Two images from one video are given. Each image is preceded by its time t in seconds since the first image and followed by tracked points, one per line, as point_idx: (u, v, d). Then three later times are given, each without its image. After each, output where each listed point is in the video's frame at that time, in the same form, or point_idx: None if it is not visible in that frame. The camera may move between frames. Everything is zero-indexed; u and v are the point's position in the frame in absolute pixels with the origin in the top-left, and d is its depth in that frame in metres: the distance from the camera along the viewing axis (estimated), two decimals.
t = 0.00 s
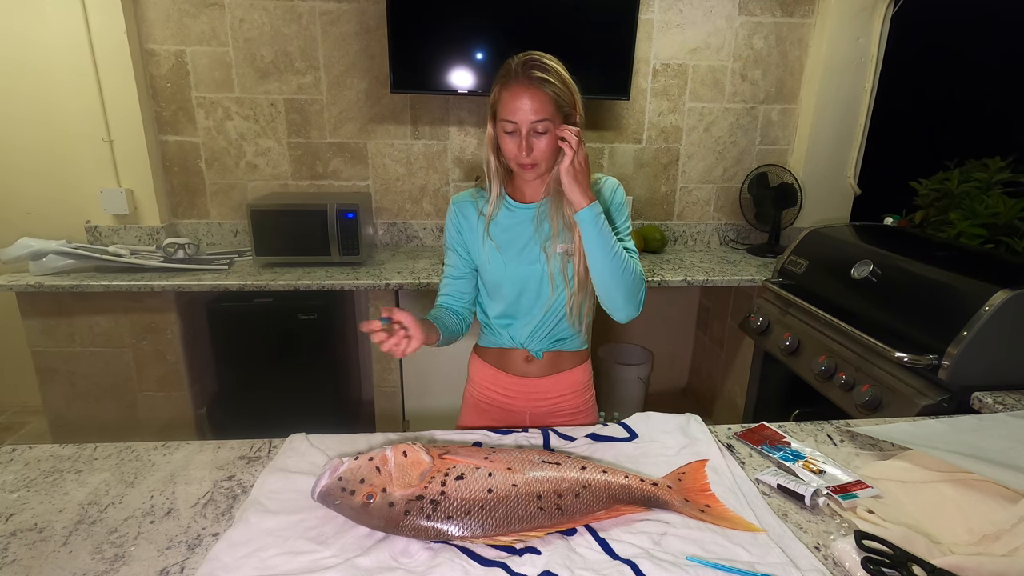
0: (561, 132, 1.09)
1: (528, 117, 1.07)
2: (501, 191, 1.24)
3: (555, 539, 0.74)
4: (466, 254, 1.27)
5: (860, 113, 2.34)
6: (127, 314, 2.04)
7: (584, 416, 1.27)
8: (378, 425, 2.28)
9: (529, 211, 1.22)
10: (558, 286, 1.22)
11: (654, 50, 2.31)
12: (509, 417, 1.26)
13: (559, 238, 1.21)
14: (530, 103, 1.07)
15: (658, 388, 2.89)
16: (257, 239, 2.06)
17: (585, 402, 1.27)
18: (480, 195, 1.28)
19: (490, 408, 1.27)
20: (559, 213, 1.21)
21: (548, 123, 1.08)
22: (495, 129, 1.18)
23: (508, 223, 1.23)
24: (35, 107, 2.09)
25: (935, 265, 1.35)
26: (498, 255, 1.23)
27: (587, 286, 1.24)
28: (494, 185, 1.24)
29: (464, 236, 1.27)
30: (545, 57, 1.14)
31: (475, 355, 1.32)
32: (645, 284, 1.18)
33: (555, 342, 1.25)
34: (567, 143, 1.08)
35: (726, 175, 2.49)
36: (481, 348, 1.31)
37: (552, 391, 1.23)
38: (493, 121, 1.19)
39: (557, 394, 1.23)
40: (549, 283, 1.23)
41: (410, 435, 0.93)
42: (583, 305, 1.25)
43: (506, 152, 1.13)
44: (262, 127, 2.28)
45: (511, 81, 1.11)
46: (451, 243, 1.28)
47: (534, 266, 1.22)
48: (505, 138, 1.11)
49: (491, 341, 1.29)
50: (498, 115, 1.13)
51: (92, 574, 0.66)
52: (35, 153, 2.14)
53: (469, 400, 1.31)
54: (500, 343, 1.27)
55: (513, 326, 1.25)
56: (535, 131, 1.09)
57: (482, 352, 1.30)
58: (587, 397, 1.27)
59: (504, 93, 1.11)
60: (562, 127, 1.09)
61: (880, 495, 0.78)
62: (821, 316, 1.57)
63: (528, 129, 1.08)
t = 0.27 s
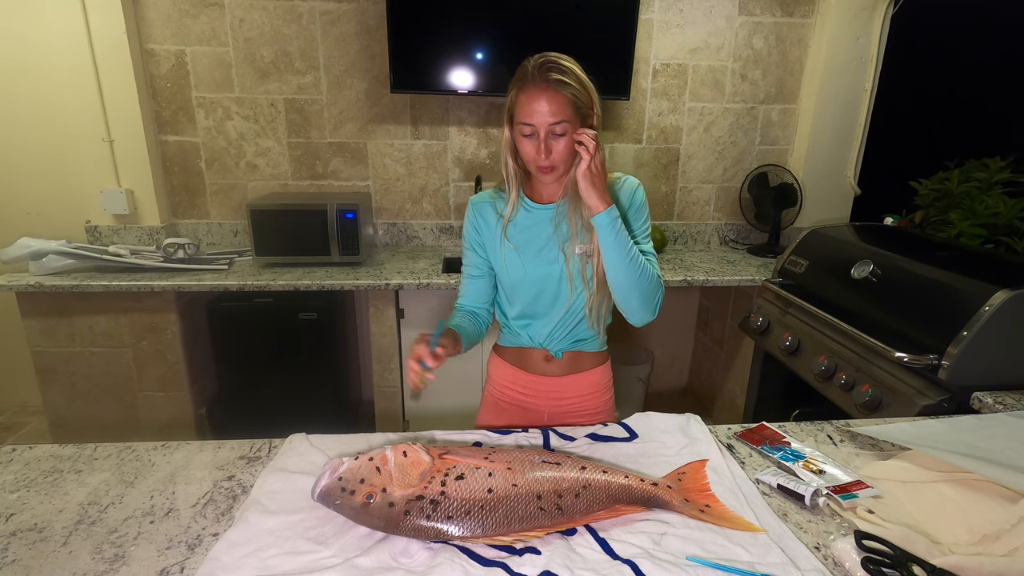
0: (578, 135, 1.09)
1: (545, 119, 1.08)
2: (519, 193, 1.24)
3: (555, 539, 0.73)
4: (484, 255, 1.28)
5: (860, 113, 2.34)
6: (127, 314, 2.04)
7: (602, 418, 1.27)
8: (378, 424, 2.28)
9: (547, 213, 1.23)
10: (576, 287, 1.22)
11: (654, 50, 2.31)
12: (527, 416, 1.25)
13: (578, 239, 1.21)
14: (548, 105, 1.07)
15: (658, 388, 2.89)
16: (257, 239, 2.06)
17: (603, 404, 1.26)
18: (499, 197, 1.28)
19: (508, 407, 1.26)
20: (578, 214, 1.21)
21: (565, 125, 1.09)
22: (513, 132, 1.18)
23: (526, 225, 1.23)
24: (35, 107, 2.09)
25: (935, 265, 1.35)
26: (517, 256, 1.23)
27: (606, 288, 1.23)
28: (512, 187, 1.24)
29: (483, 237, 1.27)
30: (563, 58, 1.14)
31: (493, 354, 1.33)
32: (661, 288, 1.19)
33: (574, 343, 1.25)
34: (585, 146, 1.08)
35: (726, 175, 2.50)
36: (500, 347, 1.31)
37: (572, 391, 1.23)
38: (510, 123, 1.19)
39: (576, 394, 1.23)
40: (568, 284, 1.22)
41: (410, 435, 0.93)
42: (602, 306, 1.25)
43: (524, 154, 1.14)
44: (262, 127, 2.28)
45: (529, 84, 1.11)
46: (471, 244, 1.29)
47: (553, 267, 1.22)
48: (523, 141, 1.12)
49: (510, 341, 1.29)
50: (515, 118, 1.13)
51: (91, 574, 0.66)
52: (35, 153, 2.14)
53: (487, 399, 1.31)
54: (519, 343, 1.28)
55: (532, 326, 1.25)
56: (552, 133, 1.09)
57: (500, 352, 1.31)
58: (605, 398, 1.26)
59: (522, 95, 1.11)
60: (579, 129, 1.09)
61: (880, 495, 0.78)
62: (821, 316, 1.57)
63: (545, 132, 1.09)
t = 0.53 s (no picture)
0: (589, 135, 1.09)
1: (556, 121, 1.07)
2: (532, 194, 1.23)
3: (555, 539, 0.73)
4: (496, 255, 1.24)
5: (860, 113, 2.34)
6: (127, 314, 2.04)
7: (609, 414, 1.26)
8: (378, 424, 2.28)
9: (560, 213, 1.21)
10: (588, 288, 1.24)
11: (654, 50, 2.31)
12: (536, 413, 1.25)
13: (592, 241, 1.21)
14: (558, 107, 1.07)
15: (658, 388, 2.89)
16: (257, 239, 2.06)
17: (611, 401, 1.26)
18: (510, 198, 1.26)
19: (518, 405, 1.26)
20: (591, 215, 1.20)
21: (575, 126, 1.08)
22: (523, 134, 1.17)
23: (540, 226, 1.21)
24: (35, 107, 2.09)
25: (934, 265, 1.35)
26: (530, 258, 1.22)
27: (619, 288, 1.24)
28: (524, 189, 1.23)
29: (495, 238, 1.24)
30: (572, 58, 1.13)
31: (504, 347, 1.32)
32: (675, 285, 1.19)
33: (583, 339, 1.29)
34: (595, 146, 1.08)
35: (726, 175, 2.50)
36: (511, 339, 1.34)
37: (581, 389, 1.21)
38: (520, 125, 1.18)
39: (585, 392, 1.22)
40: (581, 285, 1.23)
41: (410, 435, 0.93)
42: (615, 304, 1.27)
43: (535, 156, 1.13)
44: (262, 127, 2.28)
45: (539, 85, 1.10)
46: (482, 244, 1.23)
47: (566, 269, 1.22)
48: (533, 143, 1.12)
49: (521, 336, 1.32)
50: (526, 120, 1.13)
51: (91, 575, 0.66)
52: (35, 153, 2.14)
53: (497, 391, 1.31)
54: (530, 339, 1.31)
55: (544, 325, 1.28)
56: (562, 135, 1.09)
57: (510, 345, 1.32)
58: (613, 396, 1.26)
59: (532, 97, 1.10)
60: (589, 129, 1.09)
61: (880, 495, 0.78)
62: (821, 316, 1.57)
63: (556, 134, 1.08)
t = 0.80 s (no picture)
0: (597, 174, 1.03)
1: (549, 107, 1.07)
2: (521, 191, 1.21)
3: (555, 539, 0.73)
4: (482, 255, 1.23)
5: (860, 113, 2.34)
6: (127, 314, 2.04)
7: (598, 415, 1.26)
8: (378, 424, 2.28)
9: (552, 211, 1.20)
10: (582, 286, 1.23)
11: (654, 50, 2.31)
12: (524, 415, 1.24)
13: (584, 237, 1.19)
14: (551, 93, 1.07)
15: (658, 388, 2.89)
16: (257, 239, 2.06)
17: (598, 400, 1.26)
18: (499, 199, 1.25)
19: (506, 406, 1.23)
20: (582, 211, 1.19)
21: (568, 114, 1.09)
22: (512, 126, 1.17)
23: (530, 224, 1.21)
24: (35, 107, 2.09)
25: (934, 265, 1.35)
26: (521, 258, 1.21)
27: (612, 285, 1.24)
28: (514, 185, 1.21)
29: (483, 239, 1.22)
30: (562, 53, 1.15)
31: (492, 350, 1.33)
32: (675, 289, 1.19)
33: (575, 338, 1.29)
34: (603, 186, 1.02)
35: (726, 175, 2.50)
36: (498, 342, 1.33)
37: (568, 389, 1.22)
38: (509, 118, 1.18)
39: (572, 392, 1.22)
40: (573, 283, 1.23)
41: (410, 435, 0.93)
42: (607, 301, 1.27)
43: (525, 146, 1.13)
44: (262, 127, 2.28)
45: (531, 75, 1.11)
46: (468, 245, 1.22)
47: (558, 268, 1.22)
48: (525, 132, 1.11)
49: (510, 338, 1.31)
50: (517, 110, 1.13)
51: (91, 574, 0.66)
52: (35, 153, 2.14)
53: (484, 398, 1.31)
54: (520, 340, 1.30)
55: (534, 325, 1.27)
56: (555, 123, 1.09)
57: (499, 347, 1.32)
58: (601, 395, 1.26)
59: (524, 86, 1.10)
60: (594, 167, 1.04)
61: (880, 495, 0.78)
62: (821, 315, 1.57)
63: (548, 120, 1.08)
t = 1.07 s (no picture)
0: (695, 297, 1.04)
1: (533, 103, 1.08)
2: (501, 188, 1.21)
3: (555, 539, 0.73)
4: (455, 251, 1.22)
5: (860, 114, 2.33)
6: (127, 314, 2.04)
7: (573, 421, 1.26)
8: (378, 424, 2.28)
9: (532, 209, 1.20)
10: (560, 284, 1.20)
11: (654, 50, 2.31)
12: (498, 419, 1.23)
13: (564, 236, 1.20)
14: (535, 89, 1.08)
15: (658, 388, 2.89)
16: (257, 239, 2.06)
17: (574, 405, 1.25)
18: (477, 197, 1.24)
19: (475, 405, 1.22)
20: (562, 209, 1.20)
21: (551, 110, 1.10)
22: (494, 123, 1.17)
23: (508, 222, 1.20)
24: (35, 107, 2.09)
25: (934, 265, 1.35)
26: (497, 254, 1.19)
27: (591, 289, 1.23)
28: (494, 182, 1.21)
29: (458, 235, 1.21)
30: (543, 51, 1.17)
31: (466, 355, 1.29)
32: (669, 289, 1.21)
33: (549, 344, 1.23)
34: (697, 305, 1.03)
35: (726, 175, 2.50)
36: (472, 348, 1.27)
37: (545, 393, 1.21)
38: (490, 116, 1.18)
39: (549, 396, 1.21)
40: (552, 282, 1.20)
41: (410, 435, 0.93)
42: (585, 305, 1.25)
43: (508, 143, 1.12)
44: (262, 127, 2.28)
45: (514, 70, 1.12)
46: (439, 237, 1.21)
47: (534, 265, 1.19)
48: (508, 128, 1.11)
49: (483, 342, 1.25)
50: (499, 105, 1.13)
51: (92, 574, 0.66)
52: (35, 153, 2.14)
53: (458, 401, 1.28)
54: (494, 344, 1.24)
55: (508, 327, 1.21)
56: (538, 118, 1.10)
57: (473, 353, 1.27)
58: (577, 400, 1.25)
59: (507, 81, 1.11)
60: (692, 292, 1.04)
61: (880, 495, 0.78)
62: (821, 315, 1.57)
63: (532, 116, 1.09)
